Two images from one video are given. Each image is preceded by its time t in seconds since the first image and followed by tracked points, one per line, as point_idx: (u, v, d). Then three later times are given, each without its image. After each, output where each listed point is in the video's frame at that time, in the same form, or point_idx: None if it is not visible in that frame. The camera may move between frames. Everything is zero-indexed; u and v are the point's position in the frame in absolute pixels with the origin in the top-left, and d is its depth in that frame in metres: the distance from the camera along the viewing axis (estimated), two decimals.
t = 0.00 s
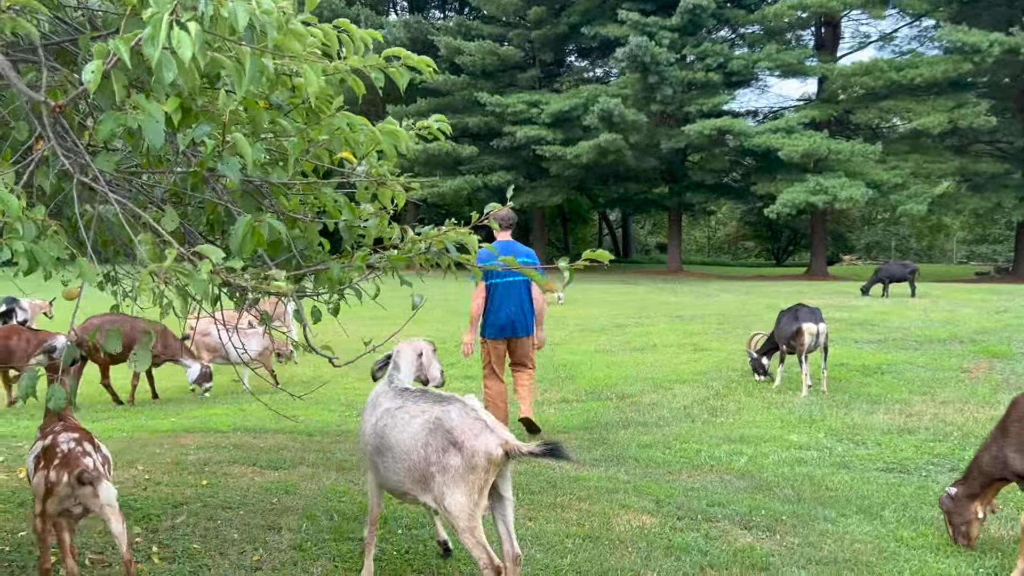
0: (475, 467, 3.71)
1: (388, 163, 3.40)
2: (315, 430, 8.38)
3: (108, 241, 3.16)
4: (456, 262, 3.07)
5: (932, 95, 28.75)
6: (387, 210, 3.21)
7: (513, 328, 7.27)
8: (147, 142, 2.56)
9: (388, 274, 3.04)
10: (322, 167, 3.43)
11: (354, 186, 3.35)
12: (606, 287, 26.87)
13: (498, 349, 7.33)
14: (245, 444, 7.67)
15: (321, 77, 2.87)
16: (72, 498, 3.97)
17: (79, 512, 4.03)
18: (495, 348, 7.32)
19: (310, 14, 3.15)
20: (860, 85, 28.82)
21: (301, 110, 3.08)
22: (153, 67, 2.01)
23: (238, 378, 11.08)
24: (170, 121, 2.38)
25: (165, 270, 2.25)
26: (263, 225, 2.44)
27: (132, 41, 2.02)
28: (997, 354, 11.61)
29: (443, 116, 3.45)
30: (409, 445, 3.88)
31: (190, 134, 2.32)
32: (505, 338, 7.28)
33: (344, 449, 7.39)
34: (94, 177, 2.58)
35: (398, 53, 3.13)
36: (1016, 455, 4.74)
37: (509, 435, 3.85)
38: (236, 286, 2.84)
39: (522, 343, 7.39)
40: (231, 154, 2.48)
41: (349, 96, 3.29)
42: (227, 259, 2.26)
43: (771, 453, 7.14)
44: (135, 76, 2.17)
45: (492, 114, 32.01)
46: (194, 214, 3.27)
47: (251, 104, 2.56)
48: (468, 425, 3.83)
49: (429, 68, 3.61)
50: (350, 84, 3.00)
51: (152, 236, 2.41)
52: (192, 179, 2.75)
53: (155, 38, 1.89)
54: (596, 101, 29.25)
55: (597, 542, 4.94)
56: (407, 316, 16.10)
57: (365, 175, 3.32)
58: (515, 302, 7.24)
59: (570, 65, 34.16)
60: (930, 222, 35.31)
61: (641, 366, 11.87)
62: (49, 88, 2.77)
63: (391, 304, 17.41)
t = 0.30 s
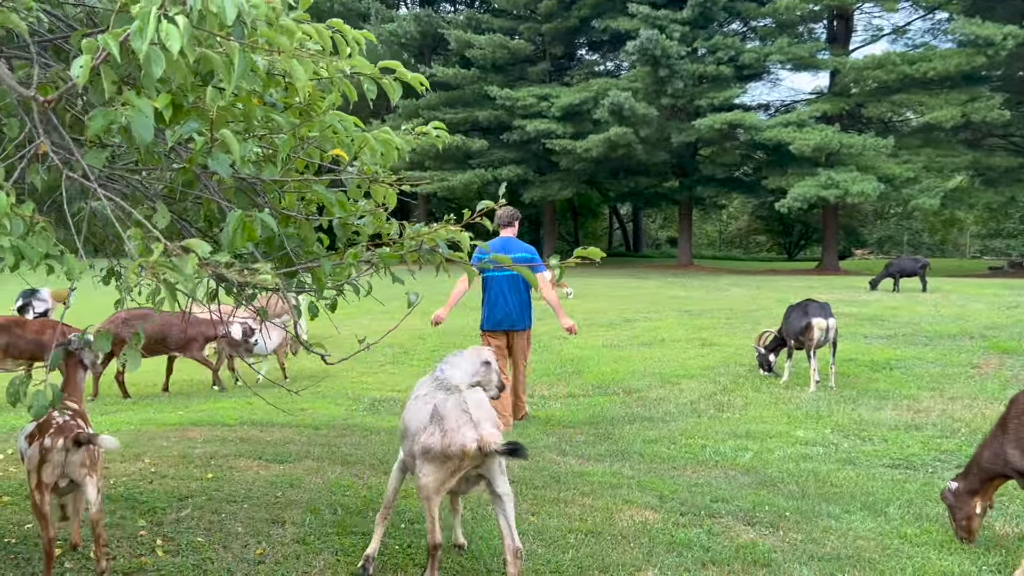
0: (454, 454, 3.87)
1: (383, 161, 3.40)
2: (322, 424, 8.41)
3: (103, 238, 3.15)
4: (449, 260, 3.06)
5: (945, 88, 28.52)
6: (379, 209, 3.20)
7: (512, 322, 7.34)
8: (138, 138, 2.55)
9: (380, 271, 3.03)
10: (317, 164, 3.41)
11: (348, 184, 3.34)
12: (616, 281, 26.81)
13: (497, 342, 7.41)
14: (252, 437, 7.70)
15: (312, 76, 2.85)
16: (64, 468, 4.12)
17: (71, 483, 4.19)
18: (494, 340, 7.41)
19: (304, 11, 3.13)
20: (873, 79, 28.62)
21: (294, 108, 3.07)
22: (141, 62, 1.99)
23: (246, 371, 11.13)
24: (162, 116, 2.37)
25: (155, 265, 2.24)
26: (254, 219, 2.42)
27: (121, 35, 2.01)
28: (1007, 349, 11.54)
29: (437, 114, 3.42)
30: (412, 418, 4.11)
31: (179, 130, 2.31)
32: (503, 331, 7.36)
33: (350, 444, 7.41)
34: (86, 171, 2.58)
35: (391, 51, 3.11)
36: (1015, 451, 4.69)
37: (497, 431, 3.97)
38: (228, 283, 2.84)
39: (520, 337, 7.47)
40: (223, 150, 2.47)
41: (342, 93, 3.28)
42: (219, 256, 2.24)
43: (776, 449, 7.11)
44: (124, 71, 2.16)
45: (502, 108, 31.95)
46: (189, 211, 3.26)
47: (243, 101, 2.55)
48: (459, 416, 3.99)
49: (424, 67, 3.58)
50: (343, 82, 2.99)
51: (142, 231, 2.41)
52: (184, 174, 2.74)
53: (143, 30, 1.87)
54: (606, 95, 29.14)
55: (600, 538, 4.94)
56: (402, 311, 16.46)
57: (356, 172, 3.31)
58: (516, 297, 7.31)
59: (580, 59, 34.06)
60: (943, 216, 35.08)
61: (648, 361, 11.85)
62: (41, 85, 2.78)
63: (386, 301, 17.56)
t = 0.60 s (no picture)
0: (436, 442, 4.01)
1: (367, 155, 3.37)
2: (327, 418, 8.44)
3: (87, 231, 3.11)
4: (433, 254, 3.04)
5: (957, 83, 28.32)
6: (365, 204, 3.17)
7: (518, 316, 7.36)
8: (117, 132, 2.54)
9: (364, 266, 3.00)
10: (301, 158, 3.39)
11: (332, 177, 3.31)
12: (624, 277, 26.75)
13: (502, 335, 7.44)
14: (257, 431, 7.73)
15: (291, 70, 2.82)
16: (78, 453, 4.34)
17: (81, 464, 4.43)
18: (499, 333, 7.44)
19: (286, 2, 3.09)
20: (884, 74, 28.44)
21: (279, 101, 3.04)
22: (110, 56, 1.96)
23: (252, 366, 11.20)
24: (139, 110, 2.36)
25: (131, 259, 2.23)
26: (232, 214, 2.39)
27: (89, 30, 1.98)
28: (1015, 345, 11.47)
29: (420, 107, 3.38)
30: (412, 412, 4.32)
31: (155, 125, 2.29)
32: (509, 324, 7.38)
33: (353, 438, 7.42)
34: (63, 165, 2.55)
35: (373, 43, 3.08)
36: (1014, 447, 4.66)
37: (479, 421, 4.07)
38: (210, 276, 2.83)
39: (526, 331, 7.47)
40: (199, 144, 2.44)
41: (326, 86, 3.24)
42: (192, 252, 2.20)
43: (779, 445, 7.10)
44: (97, 65, 2.13)
45: (511, 103, 31.90)
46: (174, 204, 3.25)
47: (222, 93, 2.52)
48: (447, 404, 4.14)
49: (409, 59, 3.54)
50: (325, 76, 2.95)
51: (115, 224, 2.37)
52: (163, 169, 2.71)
53: (102, 26, 1.82)
54: (615, 90, 29.05)
55: (598, 533, 4.94)
56: (387, 306, 17.04)
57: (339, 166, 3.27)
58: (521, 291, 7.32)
59: (590, 54, 33.98)
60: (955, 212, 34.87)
61: (654, 357, 11.83)
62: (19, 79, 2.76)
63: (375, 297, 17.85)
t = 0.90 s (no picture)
0: (437, 415, 4.36)
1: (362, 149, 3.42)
2: (332, 412, 8.52)
3: (89, 224, 3.14)
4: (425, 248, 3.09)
5: (968, 80, 28.17)
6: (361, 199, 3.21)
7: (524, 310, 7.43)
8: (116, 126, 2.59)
9: (359, 259, 3.05)
10: (297, 151, 3.44)
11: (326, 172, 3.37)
12: (632, 274, 26.76)
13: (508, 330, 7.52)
14: (264, 425, 7.82)
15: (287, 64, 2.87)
16: (77, 416, 4.81)
17: (85, 432, 4.88)
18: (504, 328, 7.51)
19: None
20: (894, 71, 28.33)
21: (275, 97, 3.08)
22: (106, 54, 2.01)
23: (260, 361, 11.31)
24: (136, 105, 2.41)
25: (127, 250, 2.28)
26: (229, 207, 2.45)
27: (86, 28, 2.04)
28: (1021, 343, 11.44)
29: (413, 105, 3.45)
30: (424, 397, 4.71)
31: (152, 121, 2.35)
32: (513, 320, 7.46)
33: (358, 431, 7.50)
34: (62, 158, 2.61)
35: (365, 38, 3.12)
36: (1008, 440, 4.67)
37: (475, 396, 4.37)
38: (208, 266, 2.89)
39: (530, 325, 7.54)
40: (194, 139, 2.49)
41: (322, 84, 3.29)
42: (185, 244, 2.25)
43: (781, 440, 7.12)
44: (96, 63, 2.20)
45: (520, 100, 31.91)
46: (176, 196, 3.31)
47: (218, 91, 2.58)
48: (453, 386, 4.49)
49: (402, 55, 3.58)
50: (321, 73, 3.00)
51: (110, 216, 2.41)
52: (160, 163, 2.77)
53: (100, 25, 1.87)
54: (624, 88, 29.02)
55: (597, 525, 4.98)
56: (395, 302, 17.13)
57: (334, 161, 3.32)
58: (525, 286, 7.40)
59: (599, 51, 33.97)
60: (966, 209, 34.66)
61: (660, 353, 11.88)
62: (22, 74, 2.82)
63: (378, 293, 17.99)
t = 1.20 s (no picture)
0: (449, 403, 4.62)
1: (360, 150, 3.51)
2: (338, 409, 8.62)
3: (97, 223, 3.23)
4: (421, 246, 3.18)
5: (979, 81, 28.08)
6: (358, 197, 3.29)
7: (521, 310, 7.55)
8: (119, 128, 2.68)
9: (356, 257, 3.14)
10: (296, 153, 3.53)
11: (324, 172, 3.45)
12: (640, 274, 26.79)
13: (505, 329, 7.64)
14: (271, 420, 7.92)
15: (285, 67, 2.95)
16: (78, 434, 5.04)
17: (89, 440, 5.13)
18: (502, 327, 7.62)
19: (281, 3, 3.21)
20: (904, 71, 28.27)
21: (275, 100, 3.17)
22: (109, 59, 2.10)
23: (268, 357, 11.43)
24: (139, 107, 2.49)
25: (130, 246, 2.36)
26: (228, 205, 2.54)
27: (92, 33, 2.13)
28: None
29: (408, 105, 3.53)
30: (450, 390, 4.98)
31: (155, 123, 2.43)
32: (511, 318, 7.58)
33: (364, 427, 7.60)
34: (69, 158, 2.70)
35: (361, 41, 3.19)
36: (997, 439, 4.65)
37: (488, 388, 4.58)
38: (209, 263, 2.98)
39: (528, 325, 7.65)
40: (195, 140, 2.57)
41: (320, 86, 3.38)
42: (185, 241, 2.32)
43: (781, 439, 7.17)
44: (100, 67, 2.29)
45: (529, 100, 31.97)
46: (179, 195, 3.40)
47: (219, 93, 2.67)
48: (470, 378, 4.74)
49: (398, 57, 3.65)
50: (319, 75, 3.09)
51: (115, 214, 2.49)
52: (164, 164, 2.85)
53: (103, 33, 1.97)
54: (634, 88, 29.04)
55: (595, 520, 5.07)
56: (403, 301, 17.23)
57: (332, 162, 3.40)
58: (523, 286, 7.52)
59: (609, 51, 34.00)
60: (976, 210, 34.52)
61: (664, 352, 11.95)
62: (31, 79, 2.91)
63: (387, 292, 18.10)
